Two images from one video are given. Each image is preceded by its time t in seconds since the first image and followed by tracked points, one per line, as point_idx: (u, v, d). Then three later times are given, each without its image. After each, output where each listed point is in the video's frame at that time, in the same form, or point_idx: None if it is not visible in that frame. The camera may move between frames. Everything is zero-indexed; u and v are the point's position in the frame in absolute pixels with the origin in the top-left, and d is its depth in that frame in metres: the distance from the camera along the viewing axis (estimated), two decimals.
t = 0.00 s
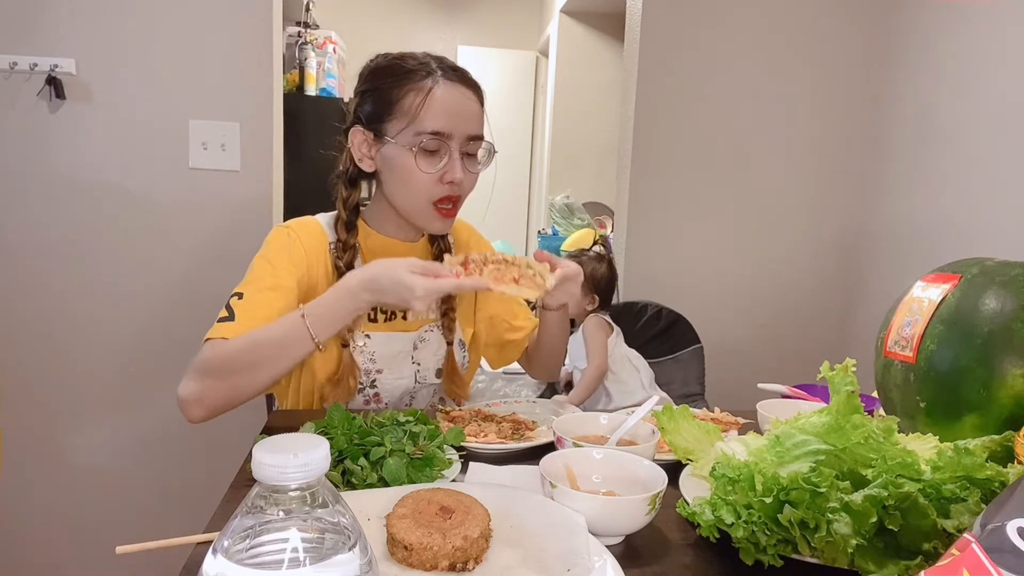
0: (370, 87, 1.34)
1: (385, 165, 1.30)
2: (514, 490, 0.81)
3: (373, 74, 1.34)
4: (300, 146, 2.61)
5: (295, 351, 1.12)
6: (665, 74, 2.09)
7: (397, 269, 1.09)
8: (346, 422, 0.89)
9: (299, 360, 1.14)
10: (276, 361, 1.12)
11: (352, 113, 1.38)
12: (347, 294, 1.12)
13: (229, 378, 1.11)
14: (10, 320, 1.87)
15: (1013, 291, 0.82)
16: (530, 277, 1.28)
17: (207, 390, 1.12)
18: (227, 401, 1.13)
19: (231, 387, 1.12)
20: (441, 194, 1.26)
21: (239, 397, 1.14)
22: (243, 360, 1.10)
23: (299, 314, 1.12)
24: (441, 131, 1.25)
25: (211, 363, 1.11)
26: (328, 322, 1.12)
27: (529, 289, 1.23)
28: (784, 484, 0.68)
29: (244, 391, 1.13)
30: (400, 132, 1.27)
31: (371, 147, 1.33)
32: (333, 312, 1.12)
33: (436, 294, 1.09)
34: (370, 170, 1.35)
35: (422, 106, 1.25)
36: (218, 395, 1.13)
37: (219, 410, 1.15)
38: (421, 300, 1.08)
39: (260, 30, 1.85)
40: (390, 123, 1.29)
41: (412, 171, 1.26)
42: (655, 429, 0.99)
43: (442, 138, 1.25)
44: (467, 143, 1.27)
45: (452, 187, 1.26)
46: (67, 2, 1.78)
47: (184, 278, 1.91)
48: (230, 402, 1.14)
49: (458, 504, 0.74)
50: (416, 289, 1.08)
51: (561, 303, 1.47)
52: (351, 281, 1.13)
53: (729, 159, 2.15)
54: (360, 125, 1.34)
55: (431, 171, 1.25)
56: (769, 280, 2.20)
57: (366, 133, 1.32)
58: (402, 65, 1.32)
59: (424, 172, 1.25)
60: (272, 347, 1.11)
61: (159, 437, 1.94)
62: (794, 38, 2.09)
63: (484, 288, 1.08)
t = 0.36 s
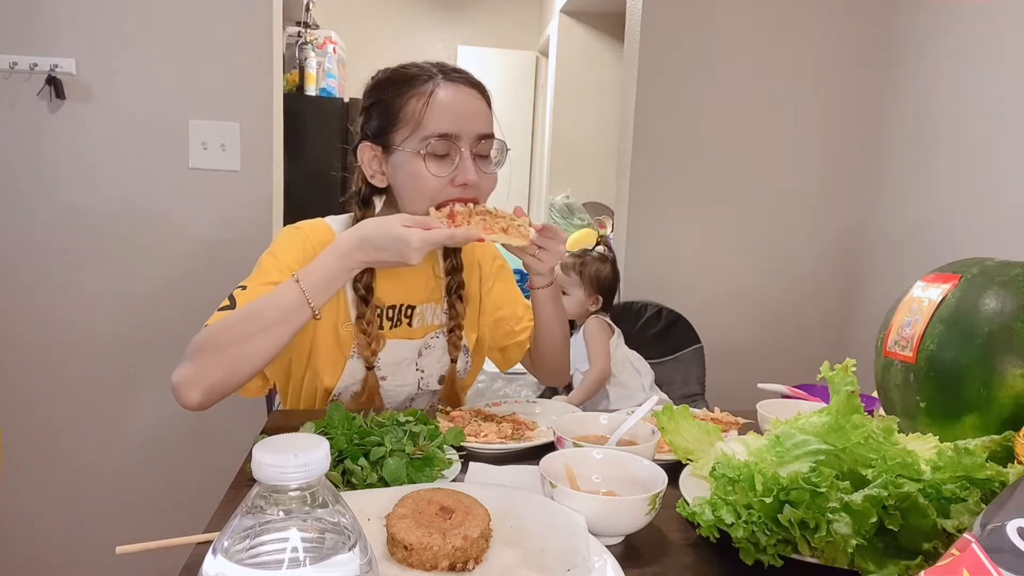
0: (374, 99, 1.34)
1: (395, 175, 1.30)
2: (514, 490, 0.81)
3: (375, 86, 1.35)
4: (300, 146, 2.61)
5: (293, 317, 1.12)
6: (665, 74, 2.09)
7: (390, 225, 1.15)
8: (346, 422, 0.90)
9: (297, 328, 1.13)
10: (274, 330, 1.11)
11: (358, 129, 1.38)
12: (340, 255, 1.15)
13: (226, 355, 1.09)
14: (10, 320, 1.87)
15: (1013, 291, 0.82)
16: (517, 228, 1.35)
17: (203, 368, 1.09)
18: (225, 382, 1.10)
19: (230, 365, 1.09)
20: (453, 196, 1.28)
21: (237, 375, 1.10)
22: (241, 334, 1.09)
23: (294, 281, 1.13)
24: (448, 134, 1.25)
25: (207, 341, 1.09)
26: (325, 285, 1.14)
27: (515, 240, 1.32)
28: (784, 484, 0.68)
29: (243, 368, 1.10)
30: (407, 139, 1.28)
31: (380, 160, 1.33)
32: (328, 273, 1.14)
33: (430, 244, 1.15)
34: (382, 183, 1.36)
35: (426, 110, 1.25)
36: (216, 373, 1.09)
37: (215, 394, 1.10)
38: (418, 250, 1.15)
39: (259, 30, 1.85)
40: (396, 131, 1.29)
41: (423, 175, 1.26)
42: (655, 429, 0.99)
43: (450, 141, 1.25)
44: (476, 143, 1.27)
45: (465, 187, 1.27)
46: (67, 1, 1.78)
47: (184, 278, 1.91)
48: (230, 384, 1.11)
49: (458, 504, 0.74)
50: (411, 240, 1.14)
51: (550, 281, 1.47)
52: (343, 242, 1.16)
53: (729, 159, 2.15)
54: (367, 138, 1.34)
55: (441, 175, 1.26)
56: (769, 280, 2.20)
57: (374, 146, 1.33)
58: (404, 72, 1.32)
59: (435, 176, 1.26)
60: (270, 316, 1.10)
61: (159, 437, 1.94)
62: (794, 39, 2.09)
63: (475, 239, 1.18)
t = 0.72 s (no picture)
0: (383, 105, 1.35)
1: (404, 179, 1.30)
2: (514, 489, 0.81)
3: (384, 93, 1.36)
4: (300, 146, 2.62)
5: (302, 316, 1.11)
6: (666, 74, 2.09)
7: (403, 222, 1.15)
8: (346, 422, 0.90)
9: (307, 328, 1.12)
10: (282, 329, 1.10)
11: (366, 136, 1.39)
12: (351, 252, 1.15)
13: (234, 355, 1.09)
14: (10, 320, 1.87)
15: (1013, 291, 0.82)
16: (530, 227, 1.36)
17: (212, 369, 1.09)
18: (232, 381, 1.10)
19: (237, 365, 1.09)
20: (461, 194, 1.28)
21: (245, 374, 1.10)
22: (250, 333, 1.09)
23: (305, 280, 1.13)
24: (457, 136, 1.25)
25: (217, 340, 1.09)
26: (336, 284, 1.13)
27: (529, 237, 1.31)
28: (784, 484, 0.68)
29: (251, 367, 1.10)
30: (415, 141, 1.28)
31: (388, 166, 1.34)
32: (339, 272, 1.14)
33: (444, 241, 1.15)
34: (391, 189, 1.36)
35: (435, 113, 1.26)
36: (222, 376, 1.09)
37: (223, 394, 1.11)
38: (431, 247, 1.14)
39: (260, 30, 1.85)
40: (404, 136, 1.29)
41: (432, 177, 1.26)
42: (655, 429, 0.99)
43: (458, 143, 1.25)
44: (486, 145, 1.27)
45: (475, 189, 1.27)
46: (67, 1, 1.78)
47: (184, 278, 1.91)
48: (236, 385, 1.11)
49: (457, 504, 0.74)
50: (426, 236, 1.14)
51: (558, 287, 1.47)
52: (355, 241, 1.16)
53: (729, 158, 2.15)
54: (376, 144, 1.34)
55: (451, 176, 1.26)
56: (769, 280, 2.20)
57: (383, 152, 1.33)
58: (412, 77, 1.32)
59: (445, 178, 1.26)
60: (279, 315, 1.10)
61: (159, 437, 1.94)
62: (794, 39, 2.09)
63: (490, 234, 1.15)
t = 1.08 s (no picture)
0: (392, 107, 1.34)
1: (412, 183, 1.30)
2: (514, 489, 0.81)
3: (392, 95, 1.35)
4: (300, 146, 2.62)
5: (309, 316, 1.11)
6: (666, 74, 2.09)
7: (410, 223, 1.15)
8: (346, 422, 0.90)
9: (313, 328, 1.13)
10: (289, 329, 1.10)
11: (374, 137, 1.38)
12: (358, 253, 1.15)
13: (238, 355, 1.09)
14: (10, 320, 1.87)
15: (1014, 291, 0.82)
16: (537, 228, 1.38)
17: (217, 368, 1.08)
18: (237, 381, 1.09)
19: (243, 364, 1.09)
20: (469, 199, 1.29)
21: (251, 373, 1.10)
22: (256, 332, 1.09)
23: (311, 280, 1.13)
24: (467, 142, 1.25)
25: (223, 339, 1.09)
26: (342, 284, 1.14)
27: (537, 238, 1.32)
28: (784, 484, 0.68)
29: (256, 367, 1.10)
30: (423, 145, 1.27)
31: (396, 169, 1.34)
32: (345, 272, 1.14)
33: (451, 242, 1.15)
34: (398, 191, 1.36)
35: (443, 117, 1.26)
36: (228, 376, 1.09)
37: (227, 394, 1.10)
38: (438, 247, 1.14)
39: (260, 30, 1.85)
40: (413, 139, 1.29)
41: (440, 182, 1.26)
42: (655, 429, 0.99)
43: (467, 148, 1.25)
44: (494, 151, 1.27)
45: (482, 194, 1.28)
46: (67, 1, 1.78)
47: (184, 279, 1.91)
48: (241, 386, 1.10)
49: (457, 504, 0.73)
50: (434, 236, 1.14)
51: (565, 291, 1.47)
52: (362, 242, 1.16)
53: (729, 158, 2.15)
54: (384, 147, 1.34)
55: (459, 181, 1.26)
56: (769, 280, 2.20)
57: (391, 155, 1.33)
58: (421, 80, 1.32)
59: (452, 183, 1.26)
60: (287, 314, 1.10)
61: (159, 437, 1.94)
62: (794, 40, 2.09)
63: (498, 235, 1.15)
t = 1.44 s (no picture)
0: (391, 107, 1.34)
1: (410, 184, 1.30)
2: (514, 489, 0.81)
3: (392, 94, 1.34)
4: (299, 146, 2.62)
5: (308, 320, 1.11)
6: (666, 74, 2.09)
7: (412, 228, 1.15)
8: (346, 423, 0.90)
9: (312, 333, 1.12)
10: (288, 333, 1.10)
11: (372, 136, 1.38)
12: (360, 258, 1.15)
13: (237, 355, 1.09)
14: (11, 320, 1.87)
15: (1013, 290, 0.82)
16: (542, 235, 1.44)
17: (215, 370, 1.09)
18: (235, 382, 1.10)
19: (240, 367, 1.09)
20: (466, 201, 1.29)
21: (249, 374, 1.10)
22: (256, 334, 1.09)
23: (312, 284, 1.13)
24: (466, 145, 1.25)
25: (222, 339, 1.09)
26: (343, 288, 1.13)
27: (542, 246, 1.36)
28: (784, 484, 0.68)
29: (255, 368, 1.10)
30: (422, 147, 1.27)
31: (394, 169, 1.33)
32: (346, 277, 1.14)
33: (455, 247, 1.15)
34: (396, 192, 1.36)
35: (443, 120, 1.25)
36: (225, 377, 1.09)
37: (225, 395, 1.10)
38: (442, 254, 1.14)
39: (259, 29, 1.85)
40: (412, 140, 1.29)
41: (438, 185, 1.27)
42: (655, 429, 0.99)
43: (466, 151, 1.25)
44: (493, 154, 1.27)
45: (480, 198, 1.28)
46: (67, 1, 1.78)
47: (184, 279, 1.91)
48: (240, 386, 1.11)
49: (458, 504, 0.73)
50: (437, 241, 1.14)
51: (569, 295, 1.47)
52: (364, 247, 1.16)
53: (728, 158, 2.14)
54: (382, 146, 1.34)
55: (457, 184, 1.26)
56: (769, 279, 2.20)
57: (389, 155, 1.33)
58: (421, 80, 1.31)
59: (451, 186, 1.27)
60: (287, 317, 1.10)
61: (159, 437, 1.94)
62: (794, 40, 2.10)
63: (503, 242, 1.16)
